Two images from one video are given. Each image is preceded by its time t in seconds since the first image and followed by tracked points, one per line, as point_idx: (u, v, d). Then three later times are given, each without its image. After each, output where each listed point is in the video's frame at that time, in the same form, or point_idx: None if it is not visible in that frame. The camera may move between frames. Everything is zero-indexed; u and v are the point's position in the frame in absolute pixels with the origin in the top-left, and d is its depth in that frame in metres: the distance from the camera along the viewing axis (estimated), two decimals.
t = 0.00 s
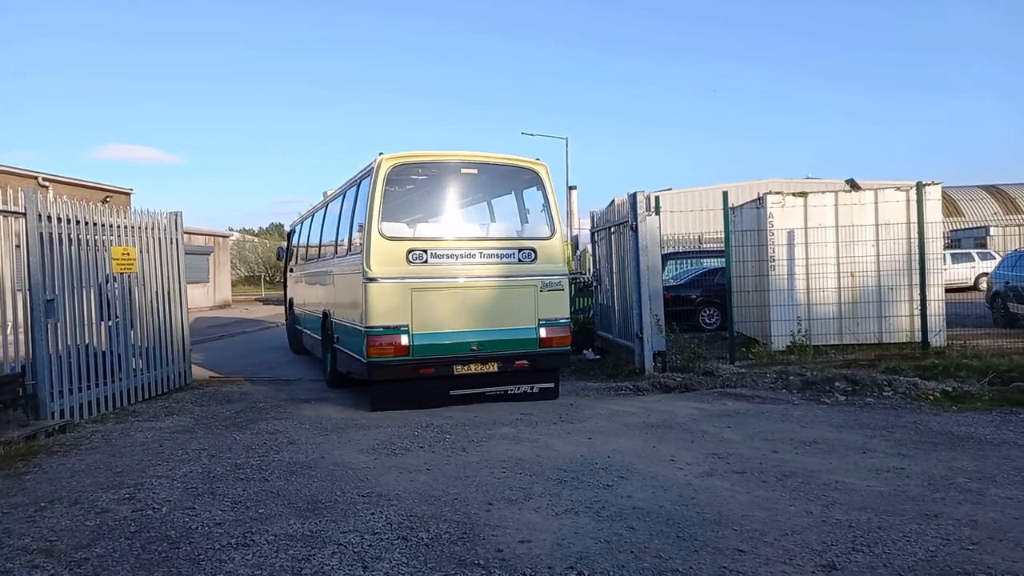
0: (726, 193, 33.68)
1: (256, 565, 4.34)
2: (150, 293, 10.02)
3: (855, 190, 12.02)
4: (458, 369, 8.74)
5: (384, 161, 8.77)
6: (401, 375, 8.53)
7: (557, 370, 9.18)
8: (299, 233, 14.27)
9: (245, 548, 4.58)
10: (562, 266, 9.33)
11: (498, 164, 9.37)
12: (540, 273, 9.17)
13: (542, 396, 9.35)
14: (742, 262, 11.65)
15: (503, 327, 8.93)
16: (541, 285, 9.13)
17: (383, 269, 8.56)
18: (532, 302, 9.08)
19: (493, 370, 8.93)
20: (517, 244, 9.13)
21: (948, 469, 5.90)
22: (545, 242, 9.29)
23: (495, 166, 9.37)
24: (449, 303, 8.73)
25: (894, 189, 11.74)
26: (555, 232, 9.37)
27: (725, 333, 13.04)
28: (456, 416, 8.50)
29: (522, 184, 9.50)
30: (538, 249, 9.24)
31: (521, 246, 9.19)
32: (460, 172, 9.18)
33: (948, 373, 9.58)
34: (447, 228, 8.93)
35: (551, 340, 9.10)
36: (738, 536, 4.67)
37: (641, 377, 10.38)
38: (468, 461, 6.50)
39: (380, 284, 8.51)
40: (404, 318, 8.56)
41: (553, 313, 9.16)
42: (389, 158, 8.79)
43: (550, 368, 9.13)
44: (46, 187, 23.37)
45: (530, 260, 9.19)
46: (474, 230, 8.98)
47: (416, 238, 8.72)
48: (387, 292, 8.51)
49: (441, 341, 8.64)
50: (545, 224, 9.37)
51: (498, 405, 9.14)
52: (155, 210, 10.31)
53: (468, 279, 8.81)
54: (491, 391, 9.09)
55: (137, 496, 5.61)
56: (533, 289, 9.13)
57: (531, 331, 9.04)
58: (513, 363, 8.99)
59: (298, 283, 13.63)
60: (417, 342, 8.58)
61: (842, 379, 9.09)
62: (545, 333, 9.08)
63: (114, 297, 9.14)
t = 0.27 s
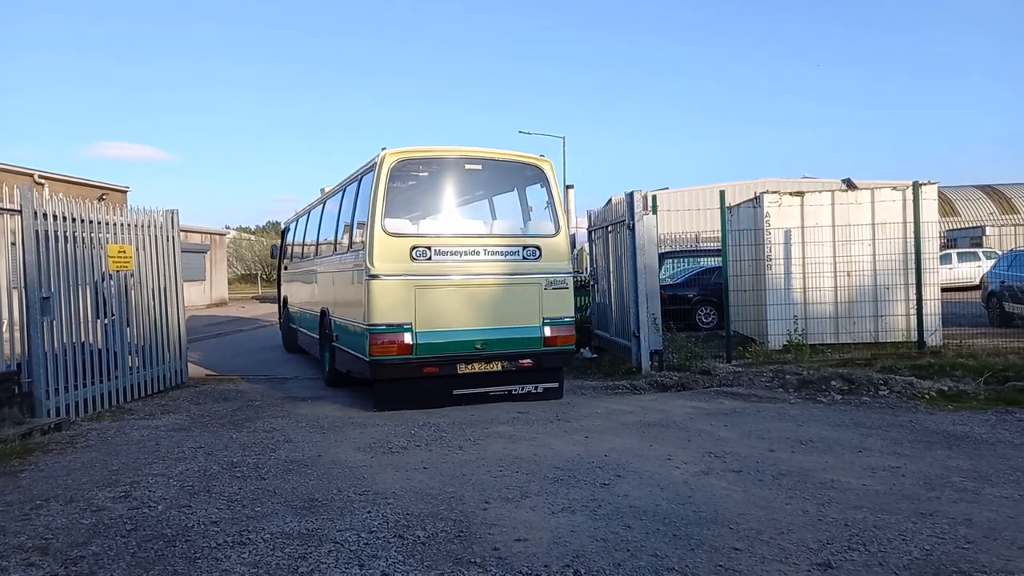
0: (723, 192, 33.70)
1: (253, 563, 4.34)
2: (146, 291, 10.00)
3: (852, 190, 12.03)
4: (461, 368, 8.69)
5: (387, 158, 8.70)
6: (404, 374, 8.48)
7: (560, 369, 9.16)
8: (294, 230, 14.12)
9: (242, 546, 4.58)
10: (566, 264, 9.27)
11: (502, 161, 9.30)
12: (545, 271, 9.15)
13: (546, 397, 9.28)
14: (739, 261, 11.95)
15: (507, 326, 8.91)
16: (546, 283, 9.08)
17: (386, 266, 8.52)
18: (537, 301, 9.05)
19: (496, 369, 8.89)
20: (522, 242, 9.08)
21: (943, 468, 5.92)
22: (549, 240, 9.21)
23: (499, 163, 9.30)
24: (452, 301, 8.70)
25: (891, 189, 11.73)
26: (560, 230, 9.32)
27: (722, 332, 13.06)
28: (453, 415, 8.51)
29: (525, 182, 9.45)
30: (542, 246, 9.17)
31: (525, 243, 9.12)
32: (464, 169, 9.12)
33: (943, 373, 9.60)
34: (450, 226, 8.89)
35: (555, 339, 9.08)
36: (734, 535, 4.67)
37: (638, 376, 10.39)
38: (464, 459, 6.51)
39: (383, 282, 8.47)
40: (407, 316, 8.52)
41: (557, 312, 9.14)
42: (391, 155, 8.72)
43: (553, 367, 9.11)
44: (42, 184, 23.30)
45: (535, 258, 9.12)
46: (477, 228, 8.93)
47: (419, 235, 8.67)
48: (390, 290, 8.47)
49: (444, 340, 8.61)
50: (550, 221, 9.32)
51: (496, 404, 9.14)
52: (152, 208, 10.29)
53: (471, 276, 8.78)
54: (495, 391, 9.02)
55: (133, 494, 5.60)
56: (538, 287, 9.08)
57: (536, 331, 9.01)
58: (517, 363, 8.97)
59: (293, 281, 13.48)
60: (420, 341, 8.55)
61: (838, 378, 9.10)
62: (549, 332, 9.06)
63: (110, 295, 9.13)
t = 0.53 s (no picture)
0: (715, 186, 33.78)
1: (244, 555, 4.34)
2: (137, 283, 9.95)
3: (845, 184, 12.03)
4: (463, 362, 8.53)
5: (390, 146, 8.48)
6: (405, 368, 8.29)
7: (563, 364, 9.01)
8: (285, 220, 13.92)
9: (233, 539, 4.58)
10: (571, 258, 9.10)
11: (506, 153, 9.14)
12: (548, 265, 8.96)
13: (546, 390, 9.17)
14: (731, 256, 12.11)
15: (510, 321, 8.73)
16: (549, 278, 8.93)
17: (389, 258, 8.26)
18: (541, 296, 8.89)
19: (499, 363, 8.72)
20: (525, 236, 8.89)
21: (932, 461, 5.95)
22: (555, 234, 9.04)
23: (503, 155, 9.14)
24: (456, 294, 8.48)
25: (883, 183, 11.76)
26: (564, 224, 9.16)
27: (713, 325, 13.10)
28: (446, 407, 8.51)
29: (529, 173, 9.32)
30: (547, 241, 8.99)
31: (530, 237, 8.94)
32: (467, 160, 8.94)
33: (933, 366, 9.66)
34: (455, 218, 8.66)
35: (559, 335, 8.93)
36: (724, 527, 4.69)
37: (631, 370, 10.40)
38: (456, 452, 6.51)
39: (387, 274, 8.22)
40: (411, 310, 8.30)
41: (562, 308, 8.98)
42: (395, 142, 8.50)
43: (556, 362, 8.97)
44: (32, 176, 23.19)
45: (539, 252, 8.94)
46: (482, 220, 8.74)
47: (424, 226, 8.42)
48: (394, 282, 8.22)
49: (446, 333, 8.41)
50: (554, 215, 9.16)
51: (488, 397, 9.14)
52: (143, 200, 10.23)
53: (476, 270, 8.57)
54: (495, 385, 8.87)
55: (124, 487, 5.59)
56: (542, 282, 8.91)
57: (540, 326, 8.85)
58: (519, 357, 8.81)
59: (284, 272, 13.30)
60: (423, 334, 8.34)
61: (829, 371, 9.16)
62: (553, 328, 8.91)
63: (100, 287, 9.08)
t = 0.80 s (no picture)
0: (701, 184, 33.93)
1: (229, 556, 4.32)
2: (121, 281, 9.87)
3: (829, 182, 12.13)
4: (461, 361, 8.39)
5: (388, 140, 8.30)
6: (402, 367, 8.11)
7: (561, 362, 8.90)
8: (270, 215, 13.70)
9: (218, 539, 4.56)
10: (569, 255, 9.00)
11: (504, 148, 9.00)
12: (546, 262, 8.85)
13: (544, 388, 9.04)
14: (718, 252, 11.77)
15: (509, 319, 8.61)
16: (548, 275, 8.83)
17: (387, 253, 8.08)
18: (540, 294, 8.78)
19: (497, 362, 8.59)
20: (524, 232, 8.77)
21: (915, 457, 6.00)
22: (553, 231, 8.94)
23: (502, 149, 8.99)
24: (454, 292, 8.34)
25: (867, 181, 11.86)
26: (562, 221, 9.06)
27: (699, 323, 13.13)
28: (433, 405, 8.50)
29: (526, 169, 9.20)
30: (545, 237, 8.88)
31: (528, 233, 8.82)
32: (465, 155, 8.80)
33: (917, 363, 9.74)
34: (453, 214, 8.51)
35: (557, 333, 8.83)
36: (710, 524, 4.71)
37: (618, 367, 10.43)
38: (443, 450, 6.50)
39: (384, 270, 8.04)
40: (408, 306, 8.13)
41: (561, 305, 8.89)
42: (393, 136, 8.32)
43: (554, 360, 8.85)
44: (13, 172, 22.98)
45: (537, 249, 8.83)
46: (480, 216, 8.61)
47: (421, 221, 8.25)
48: (391, 279, 8.05)
49: (444, 332, 8.25)
50: (552, 212, 9.06)
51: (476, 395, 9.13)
52: (126, 197, 10.15)
53: (474, 267, 8.44)
54: (492, 385, 8.71)
55: (107, 487, 5.55)
56: (540, 280, 8.81)
57: (538, 324, 8.74)
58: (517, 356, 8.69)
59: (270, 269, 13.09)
60: (420, 332, 8.17)
61: (814, 368, 9.22)
62: (552, 325, 8.79)
63: (83, 285, 9.00)
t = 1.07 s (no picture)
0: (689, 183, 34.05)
1: (216, 553, 4.30)
2: (106, 277, 9.80)
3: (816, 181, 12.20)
4: (461, 360, 8.25)
5: (385, 134, 8.14)
6: (402, 367, 7.97)
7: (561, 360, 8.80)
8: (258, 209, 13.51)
9: (205, 537, 4.54)
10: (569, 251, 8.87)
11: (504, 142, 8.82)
12: (546, 259, 8.72)
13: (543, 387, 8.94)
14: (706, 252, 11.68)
15: (509, 317, 8.49)
16: (548, 273, 8.71)
17: (384, 251, 7.93)
18: (540, 291, 8.67)
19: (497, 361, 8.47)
20: (523, 229, 8.63)
21: (900, 455, 6.05)
22: (553, 227, 8.80)
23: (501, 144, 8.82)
24: (453, 289, 8.21)
25: (854, 181, 11.94)
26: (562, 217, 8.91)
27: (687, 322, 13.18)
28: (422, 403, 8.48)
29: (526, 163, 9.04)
30: (545, 233, 8.74)
31: (528, 229, 8.69)
32: (464, 149, 8.64)
33: (902, 361, 9.81)
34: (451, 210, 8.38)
35: (557, 331, 8.73)
36: (698, 521, 4.73)
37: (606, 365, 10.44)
38: (431, 448, 6.50)
39: (381, 268, 7.89)
40: (407, 305, 7.99)
41: (560, 303, 8.78)
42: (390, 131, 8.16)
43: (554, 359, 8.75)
44: None
45: (537, 246, 8.71)
46: (479, 213, 8.47)
47: (419, 218, 8.11)
48: (389, 277, 7.91)
49: (444, 330, 8.12)
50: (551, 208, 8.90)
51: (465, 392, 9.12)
52: (112, 193, 10.07)
53: (473, 264, 8.32)
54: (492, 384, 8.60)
55: (92, 484, 5.51)
56: (541, 277, 8.69)
57: (538, 322, 8.64)
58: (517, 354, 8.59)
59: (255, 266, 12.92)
60: (420, 331, 8.03)
61: (800, 367, 9.27)
62: (552, 323, 8.70)
63: (68, 281, 8.92)
